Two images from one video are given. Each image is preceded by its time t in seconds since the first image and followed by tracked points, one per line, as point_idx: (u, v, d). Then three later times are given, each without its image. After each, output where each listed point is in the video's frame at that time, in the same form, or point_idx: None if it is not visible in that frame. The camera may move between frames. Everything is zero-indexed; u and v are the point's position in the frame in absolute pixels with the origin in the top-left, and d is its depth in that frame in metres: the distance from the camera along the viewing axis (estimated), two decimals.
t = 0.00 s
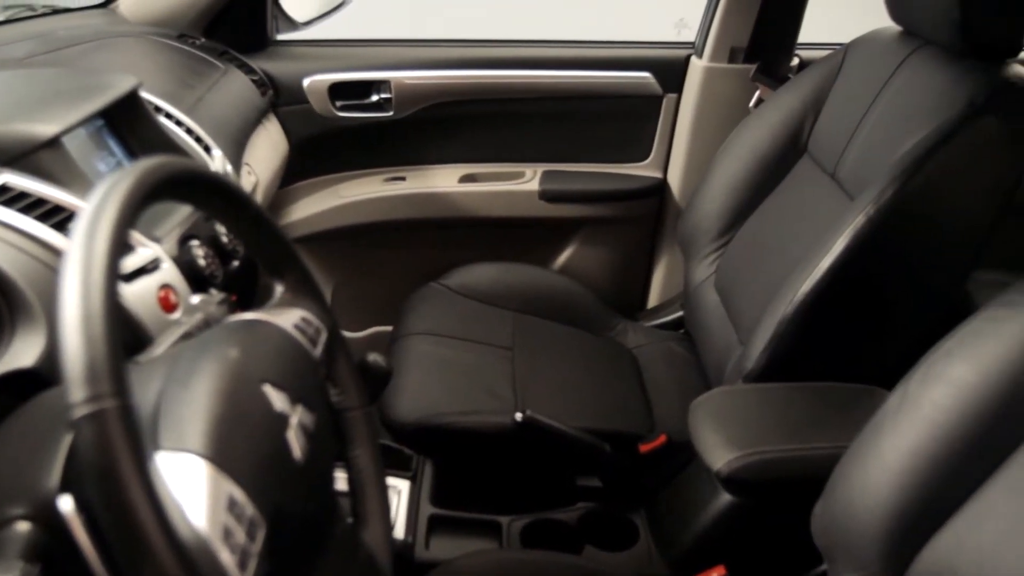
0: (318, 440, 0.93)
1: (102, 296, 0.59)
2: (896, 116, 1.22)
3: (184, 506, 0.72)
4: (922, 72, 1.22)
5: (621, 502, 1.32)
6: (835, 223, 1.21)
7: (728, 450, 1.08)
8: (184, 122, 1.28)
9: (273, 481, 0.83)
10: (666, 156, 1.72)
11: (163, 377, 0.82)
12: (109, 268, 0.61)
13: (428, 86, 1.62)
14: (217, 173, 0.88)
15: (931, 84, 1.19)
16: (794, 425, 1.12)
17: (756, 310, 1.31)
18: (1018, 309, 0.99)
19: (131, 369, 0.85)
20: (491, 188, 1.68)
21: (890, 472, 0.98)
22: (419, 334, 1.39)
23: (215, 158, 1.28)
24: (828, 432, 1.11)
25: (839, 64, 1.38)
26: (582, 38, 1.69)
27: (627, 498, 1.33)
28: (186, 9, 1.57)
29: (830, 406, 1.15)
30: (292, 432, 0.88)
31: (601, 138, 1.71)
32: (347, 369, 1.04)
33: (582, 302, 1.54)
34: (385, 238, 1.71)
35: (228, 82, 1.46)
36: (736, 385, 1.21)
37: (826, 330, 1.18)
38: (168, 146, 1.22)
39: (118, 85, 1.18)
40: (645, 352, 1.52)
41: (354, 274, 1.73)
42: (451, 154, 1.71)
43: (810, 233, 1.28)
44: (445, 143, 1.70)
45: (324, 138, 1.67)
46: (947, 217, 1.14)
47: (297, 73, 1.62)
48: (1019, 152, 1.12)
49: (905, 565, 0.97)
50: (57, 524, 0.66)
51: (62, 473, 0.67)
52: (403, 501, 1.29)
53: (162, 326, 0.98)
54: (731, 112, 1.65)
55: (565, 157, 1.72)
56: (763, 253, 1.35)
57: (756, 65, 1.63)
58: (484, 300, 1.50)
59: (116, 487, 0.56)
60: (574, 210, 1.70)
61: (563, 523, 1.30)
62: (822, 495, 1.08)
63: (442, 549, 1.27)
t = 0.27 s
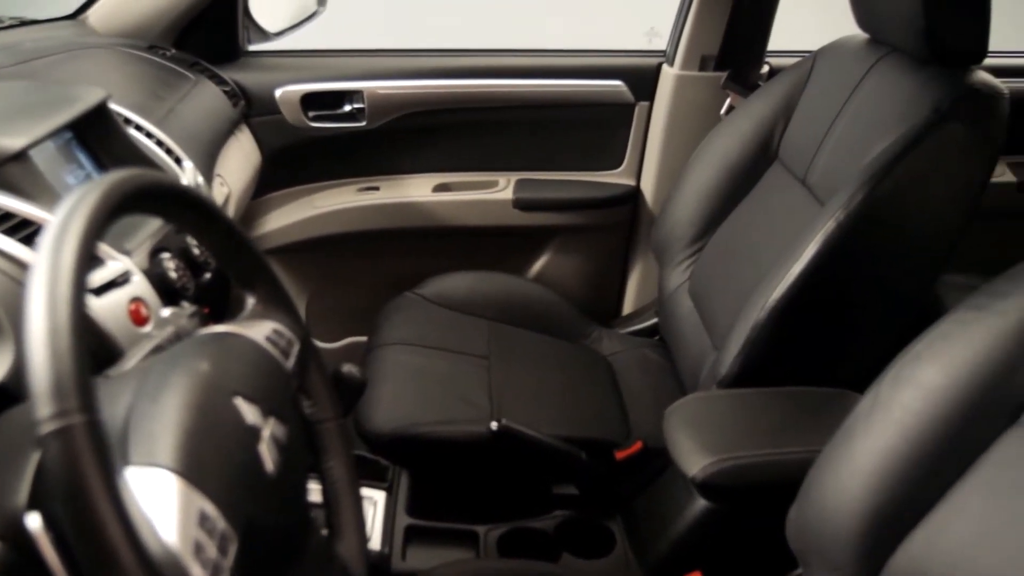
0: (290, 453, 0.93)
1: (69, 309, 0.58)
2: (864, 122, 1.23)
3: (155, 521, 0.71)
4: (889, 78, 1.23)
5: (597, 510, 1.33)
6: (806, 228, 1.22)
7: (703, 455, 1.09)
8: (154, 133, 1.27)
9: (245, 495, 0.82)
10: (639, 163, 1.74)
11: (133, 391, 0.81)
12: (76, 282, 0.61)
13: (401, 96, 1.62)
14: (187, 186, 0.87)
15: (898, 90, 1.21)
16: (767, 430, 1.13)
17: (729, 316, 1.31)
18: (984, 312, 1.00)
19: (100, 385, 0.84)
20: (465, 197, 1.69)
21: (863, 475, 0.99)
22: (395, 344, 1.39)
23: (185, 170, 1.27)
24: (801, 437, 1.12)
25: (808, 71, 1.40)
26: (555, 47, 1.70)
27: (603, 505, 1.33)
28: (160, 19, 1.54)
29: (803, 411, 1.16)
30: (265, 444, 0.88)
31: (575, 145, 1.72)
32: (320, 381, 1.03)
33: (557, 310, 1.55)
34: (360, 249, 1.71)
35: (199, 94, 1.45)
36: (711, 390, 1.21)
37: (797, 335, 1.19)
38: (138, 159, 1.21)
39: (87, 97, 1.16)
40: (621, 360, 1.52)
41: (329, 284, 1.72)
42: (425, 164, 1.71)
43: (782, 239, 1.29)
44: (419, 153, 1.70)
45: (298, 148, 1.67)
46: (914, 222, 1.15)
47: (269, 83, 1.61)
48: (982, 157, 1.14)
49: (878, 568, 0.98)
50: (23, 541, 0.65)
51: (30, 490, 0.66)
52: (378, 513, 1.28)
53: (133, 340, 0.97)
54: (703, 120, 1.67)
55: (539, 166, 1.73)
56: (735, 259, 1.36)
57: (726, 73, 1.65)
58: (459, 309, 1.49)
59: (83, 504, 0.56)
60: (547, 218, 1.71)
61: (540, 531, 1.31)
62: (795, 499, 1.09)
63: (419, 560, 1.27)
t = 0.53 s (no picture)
0: (263, 466, 0.92)
1: (35, 324, 0.58)
2: (834, 129, 1.24)
3: (125, 538, 0.70)
4: (857, 86, 1.25)
5: (574, 518, 1.33)
6: (777, 234, 1.23)
7: (677, 462, 1.09)
8: (124, 145, 1.26)
9: (217, 509, 0.81)
10: (613, 171, 1.75)
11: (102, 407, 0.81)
12: (42, 297, 0.60)
13: (374, 106, 1.62)
14: (156, 199, 0.87)
15: (865, 97, 1.22)
16: (742, 435, 1.13)
17: (703, 323, 1.32)
18: (952, 315, 1.01)
19: (68, 399, 0.82)
20: (439, 206, 1.69)
21: (836, 479, 0.99)
22: (370, 355, 1.38)
23: (157, 182, 1.26)
24: (775, 443, 1.13)
25: (778, 79, 1.41)
26: (527, 56, 1.71)
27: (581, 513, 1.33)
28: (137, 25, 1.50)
29: (777, 416, 1.17)
30: (237, 458, 0.87)
31: (549, 153, 1.72)
32: (293, 394, 1.03)
33: (532, 319, 1.55)
34: (336, 259, 1.71)
35: (170, 105, 1.44)
36: (685, 397, 1.22)
37: (770, 341, 1.20)
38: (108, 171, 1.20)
39: (55, 110, 1.14)
40: (596, 367, 1.53)
41: (304, 295, 1.72)
42: (399, 174, 1.71)
43: (754, 245, 1.30)
44: (393, 163, 1.70)
45: (271, 159, 1.65)
46: (883, 227, 1.16)
47: (240, 94, 1.60)
48: (948, 163, 1.16)
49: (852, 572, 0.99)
50: None
51: None
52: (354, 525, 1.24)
53: (103, 354, 0.96)
54: (677, 128, 1.69)
55: (513, 175, 1.74)
56: (709, 266, 1.37)
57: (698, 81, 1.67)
58: (435, 319, 1.49)
59: (50, 521, 0.55)
60: (521, 227, 1.72)
61: (518, 540, 1.31)
62: (769, 504, 1.10)
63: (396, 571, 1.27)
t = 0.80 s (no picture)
0: (235, 480, 0.92)
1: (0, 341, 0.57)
2: (803, 137, 1.25)
3: (94, 556, 0.69)
4: (826, 94, 1.26)
5: (551, 527, 1.34)
6: (749, 241, 1.24)
7: (653, 469, 1.09)
8: (94, 157, 1.25)
9: (189, 525, 0.81)
10: (586, 179, 1.76)
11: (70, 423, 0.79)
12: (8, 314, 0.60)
13: (347, 116, 1.61)
14: (125, 212, 0.86)
15: (833, 105, 1.24)
16: (716, 442, 1.14)
17: (677, 330, 1.33)
18: (922, 319, 1.01)
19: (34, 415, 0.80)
20: (414, 216, 1.69)
21: (810, 484, 1.00)
22: (345, 366, 1.37)
23: (127, 195, 1.25)
24: (749, 449, 1.13)
25: (748, 87, 1.42)
26: (500, 66, 1.72)
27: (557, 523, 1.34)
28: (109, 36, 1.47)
29: (751, 422, 1.17)
30: (208, 472, 0.87)
31: (522, 161, 1.73)
32: (266, 408, 1.02)
33: (507, 329, 1.55)
34: (310, 270, 1.70)
35: (141, 117, 1.43)
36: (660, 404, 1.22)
37: (743, 348, 1.21)
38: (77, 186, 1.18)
39: (21, 123, 1.12)
40: (572, 376, 1.53)
41: (278, 307, 1.71)
42: (373, 184, 1.71)
43: (726, 252, 1.31)
44: (368, 173, 1.70)
45: (245, 171, 1.64)
46: (852, 234, 1.18)
47: (212, 105, 1.58)
48: (915, 171, 1.17)
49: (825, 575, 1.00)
50: None
51: None
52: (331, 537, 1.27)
53: (73, 368, 0.94)
54: (649, 135, 1.71)
55: (488, 184, 1.74)
56: (682, 273, 1.38)
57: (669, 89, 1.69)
58: (410, 329, 1.49)
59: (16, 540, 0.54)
60: (496, 236, 1.73)
61: (495, 549, 1.31)
62: (744, 510, 1.10)
63: None
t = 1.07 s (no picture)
0: (207, 494, 0.91)
1: None
2: (773, 144, 1.27)
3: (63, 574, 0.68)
4: (796, 101, 1.27)
5: (528, 535, 1.34)
6: (721, 248, 1.25)
7: (628, 477, 1.10)
8: (63, 170, 1.24)
9: (160, 539, 0.80)
10: (560, 188, 1.78)
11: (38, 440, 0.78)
12: None
13: (320, 127, 1.61)
14: (93, 225, 0.85)
15: (802, 112, 1.25)
16: (691, 448, 1.14)
17: (652, 337, 1.33)
18: (891, 324, 1.01)
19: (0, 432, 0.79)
20: (388, 226, 1.69)
21: (783, 489, 1.01)
22: (320, 378, 1.37)
23: (97, 208, 1.24)
24: (723, 455, 1.14)
25: (719, 95, 1.43)
26: (473, 76, 1.72)
27: (534, 531, 1.34)
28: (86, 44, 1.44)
29: (725, 429, 1.18)
30: (180, 487, 0.86)
31: (496, 170, 1.74)
32: (240, 421, 1.02)
33: (482, 338, 1.56)
34: (285, 281, 1.69)
35: (112, 129, 1.42)
36: (635, 411, 1.23)
37: (716, 354, 1.21)
38: (47, 199, 1.17)
39: None
40: (548, 384, 1.53)
41: (253, 319, 1.70)
42: (347, 195, 1.71)
43: (699, 259, 1.32)
44: (342, 184, 1.70)
45: (217, 183, 1.63)
46: (821, 240, 1.19)
47: (183, 116, 1.57)
48: (883, 177, 1.19)
49: None
50: None
51: None
52: (303, 550, 1.29)
53: (42, 384, 0.92)
54: (622, 143, 1.72)
55: (462, 194, 1.75)
56: (656, 280, 1.38)
57: (640, 98, 1.71)
58: (385, 340, 1.49)
59: None
60: (471, 245, 1.73)
61: (471, 559, 1.31)
62: (719, 516, 1.11)
63: None
